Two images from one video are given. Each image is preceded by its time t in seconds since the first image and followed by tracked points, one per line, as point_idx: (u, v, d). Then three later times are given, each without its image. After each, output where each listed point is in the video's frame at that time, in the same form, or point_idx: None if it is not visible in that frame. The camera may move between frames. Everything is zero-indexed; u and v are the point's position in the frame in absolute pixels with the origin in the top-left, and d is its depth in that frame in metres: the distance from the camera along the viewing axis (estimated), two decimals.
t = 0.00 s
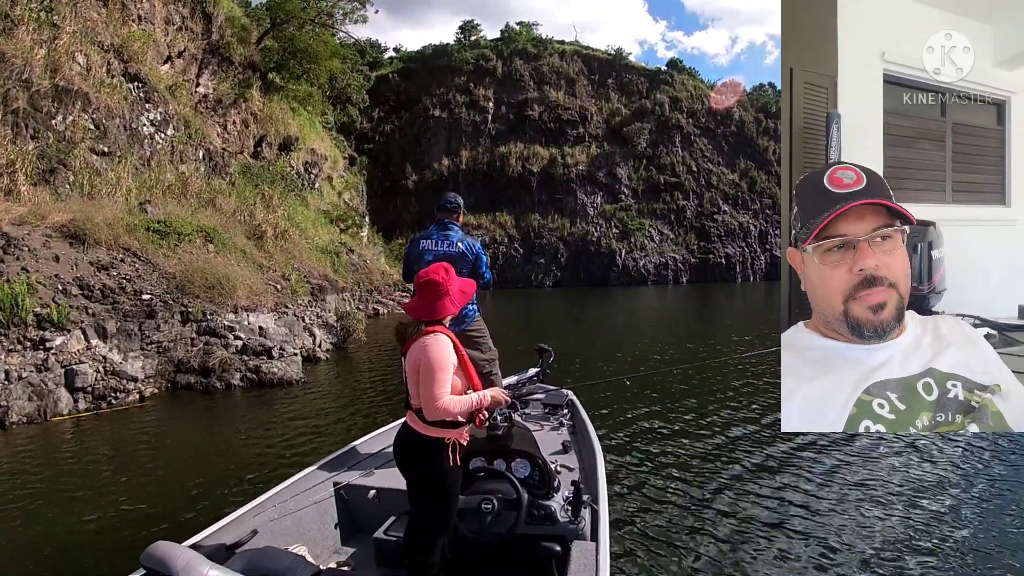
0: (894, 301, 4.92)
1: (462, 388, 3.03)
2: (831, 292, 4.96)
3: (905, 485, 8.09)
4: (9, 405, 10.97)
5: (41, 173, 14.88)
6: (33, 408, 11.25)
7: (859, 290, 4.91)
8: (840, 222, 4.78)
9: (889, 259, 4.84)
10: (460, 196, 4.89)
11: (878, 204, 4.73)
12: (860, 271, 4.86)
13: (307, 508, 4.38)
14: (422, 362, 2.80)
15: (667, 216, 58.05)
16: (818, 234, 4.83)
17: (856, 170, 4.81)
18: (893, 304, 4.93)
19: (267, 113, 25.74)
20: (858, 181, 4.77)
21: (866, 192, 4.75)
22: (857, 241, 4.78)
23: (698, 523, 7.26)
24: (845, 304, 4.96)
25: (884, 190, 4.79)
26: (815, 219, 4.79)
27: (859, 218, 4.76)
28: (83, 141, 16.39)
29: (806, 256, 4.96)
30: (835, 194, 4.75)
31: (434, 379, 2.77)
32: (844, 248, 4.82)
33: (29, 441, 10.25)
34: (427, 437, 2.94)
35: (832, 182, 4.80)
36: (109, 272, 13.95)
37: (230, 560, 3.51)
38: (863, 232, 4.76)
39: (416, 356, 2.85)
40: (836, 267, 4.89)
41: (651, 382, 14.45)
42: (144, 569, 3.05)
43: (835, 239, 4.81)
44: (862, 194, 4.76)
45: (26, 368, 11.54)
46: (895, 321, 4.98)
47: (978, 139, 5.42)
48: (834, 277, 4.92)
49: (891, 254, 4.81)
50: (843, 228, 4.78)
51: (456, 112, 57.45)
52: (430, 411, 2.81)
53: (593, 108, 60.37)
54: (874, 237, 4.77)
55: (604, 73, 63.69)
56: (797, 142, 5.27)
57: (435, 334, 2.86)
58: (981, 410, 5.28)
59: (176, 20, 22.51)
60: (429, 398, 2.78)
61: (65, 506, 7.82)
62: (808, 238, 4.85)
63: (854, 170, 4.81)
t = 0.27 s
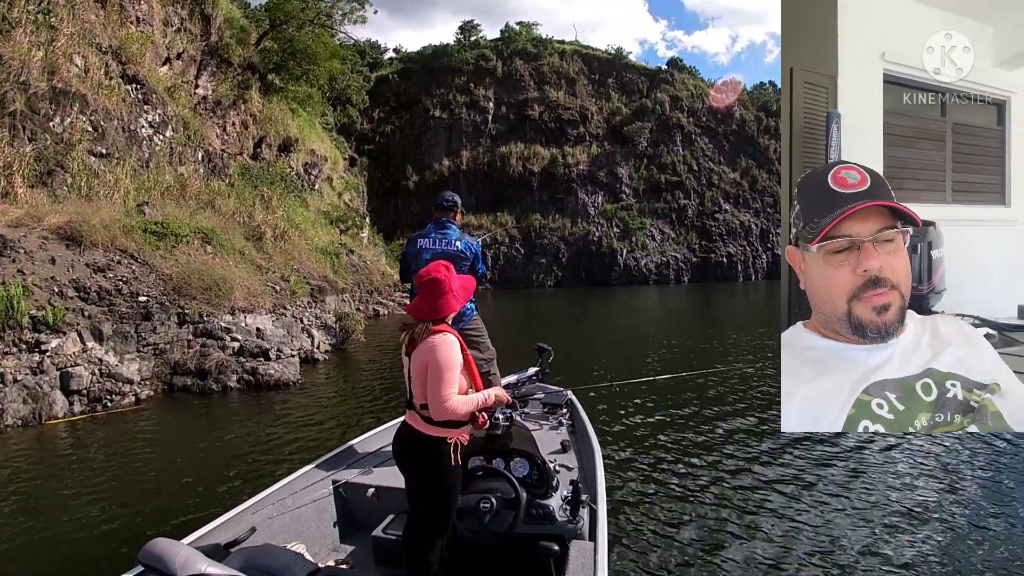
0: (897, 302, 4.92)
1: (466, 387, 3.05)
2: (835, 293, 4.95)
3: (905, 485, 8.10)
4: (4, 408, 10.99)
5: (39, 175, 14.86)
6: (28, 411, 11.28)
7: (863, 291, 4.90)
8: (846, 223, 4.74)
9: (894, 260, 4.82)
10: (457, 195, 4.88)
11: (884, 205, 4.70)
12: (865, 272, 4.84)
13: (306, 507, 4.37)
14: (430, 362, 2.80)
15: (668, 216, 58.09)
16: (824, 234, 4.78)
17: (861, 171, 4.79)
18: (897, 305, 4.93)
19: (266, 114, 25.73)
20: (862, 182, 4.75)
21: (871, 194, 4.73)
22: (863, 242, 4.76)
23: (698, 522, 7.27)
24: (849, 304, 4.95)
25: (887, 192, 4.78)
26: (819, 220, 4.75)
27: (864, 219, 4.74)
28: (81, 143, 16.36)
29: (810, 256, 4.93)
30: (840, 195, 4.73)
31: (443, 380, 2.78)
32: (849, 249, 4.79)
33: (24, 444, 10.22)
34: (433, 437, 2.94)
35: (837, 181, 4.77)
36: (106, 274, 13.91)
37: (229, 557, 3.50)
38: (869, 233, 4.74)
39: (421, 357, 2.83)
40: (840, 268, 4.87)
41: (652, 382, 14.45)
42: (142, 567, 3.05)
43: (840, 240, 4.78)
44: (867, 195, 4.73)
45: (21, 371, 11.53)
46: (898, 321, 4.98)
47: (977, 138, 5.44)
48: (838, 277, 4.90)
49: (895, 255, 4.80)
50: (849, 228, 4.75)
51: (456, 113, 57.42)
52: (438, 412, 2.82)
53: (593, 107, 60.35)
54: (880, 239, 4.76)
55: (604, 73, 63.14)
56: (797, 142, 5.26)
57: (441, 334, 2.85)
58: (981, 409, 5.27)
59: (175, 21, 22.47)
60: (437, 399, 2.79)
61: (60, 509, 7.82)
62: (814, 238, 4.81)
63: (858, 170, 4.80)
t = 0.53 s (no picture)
0: (899, 303, 4.91)
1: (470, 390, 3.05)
2: (837, 292, 4.94)
3: (905, 485, 8.11)
4: None
5: (36, 179, 14.85)
6: (23, 416, 11.26)
7: (864, 290, 4.89)
8: (849, 222, 4.74)
9: (896, 261, 4.82)
10: (455, 194, 4.89)
11: (889, 205, 4.72)
12: (867, 271, 4.84)
13: (306, 507, 4.37)
14: (439, 366, 2.79)
15: (669, 216, 58.09)
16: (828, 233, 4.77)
17: (865, 171, 4.83)
18: (898, 306, 4.92)
19: (265, 116, 25.70)
20: (866, 183, 4.78)
21: (877, 194, 4.76)
22: (865, 241, 4.76)
23: (699, 522, 7.28)
24: (850, 304, 4.94)
25: (891, 193, 4.80)
26: (824, 218, 4.76)
27: (867, 219, 4.74)
28: (79, 146, 16.35)
29: (812, 254, 4.93)
30: (845, 194, 4.75)
31: (451, 385, 2.77)
32: (852, 248, 4.79)
33: (19, 449, 10.20)
34: (437, 440, 2.93)
35: (841, 180, 4.79)
36: (102, 277, 13.89)
37: (230, 557, 3.50)
38: (872, 233, 4.74)
39: (429, 361, 2.82)
40: (842, 267, 4.86)
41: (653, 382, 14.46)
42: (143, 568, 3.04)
43: (843, 239, 4.78)
44: (871, 195, 4.76)
45: (16, 376, 11.50)
46: (899, 322, 4.97)
47: (978, 138, 5.44)
48: (840, 276, 4.89)
49: (898, 256, 4.81)
50: (852, 227, 4.75)
51: (456, 113, 57.40)
52: (446, 416, 2.81)
53: (593, 107, 60.33)
54: (882, 238, 4.76)
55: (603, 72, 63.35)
56: (796, 142, 5.25)
57: (448, 337, 2.84)
58: (980, 408, 5.27)
59: (173, 24, 22.46)
60: (445, 403, 2.79)
61: (56, 515, 7.79)
62: (818, 236, 4.80)
63: (863, 170, 4.83)
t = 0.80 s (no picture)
0: (893, 305, 4.93)
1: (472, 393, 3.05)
2: (831, 289, 4.98)
3: (906, 485, 8.11)
4: None
5: (34, 181, 14.84)
6: (18, 419, 11.18)
7: (859, 289, 4.92)
8: (848, 219, 4.79)
9: (893, 263, 4.86)
10: (460, 196, 4.98)
11: (890, 206, 4.75)
12: (863, 271, 4.88)
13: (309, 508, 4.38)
14: (444, 373, 2.78)
15: (670, 216, 58.11)
16: (826, 228, 4.83)
17: (870, 171, 4.82)
18: (892, 308, 4.93)
19: (265, 117, 25.69)
20: (870, 183, 4.80)
21: (878, 195, 4.78)
22: (863, 240, 4.80)
23: (699, 522, 7.29)
24: (843, 301, 4.97)
25: (895, 197, 4.83)
26: (823, 213, 4.81)
27: (867, 218, 4.79)
28: (77, 147, 16.34)
29: (810, 249, 4.97)
30: (846, 191, 4.77)
31: (454, 392, 2.77)
32: (848, 245, 4.84)
33: (14, 453, 10.15)
34: (438, 443, 2.93)
35: (845, 179, 4.80)
36: (99, 279, 13.88)
37: (232, 561, 3.51)
38: (871, 232, 4.79)
39: (434, 367, 2.81)
40: (839, 264, 4.91)
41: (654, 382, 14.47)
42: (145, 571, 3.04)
43: (841, 236, 4.83)
44: (873, 195, 4.79)
45: (11, 379, 11.46)
46: (891, 324, 4.97)
47: (978, 138, 5.45)
48: (835, 273, 4.94)
49: (894, 257, 4.84)
50: (850, 225, 4.80)
51: (457, 114, 57.40)
52: (449, 423, 2.81)
53: (593, 107, 60.36)
54: (880, 239, 4.80)
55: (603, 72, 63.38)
56: (797, 142, 5.23)
57: (453, 344, 2.82)
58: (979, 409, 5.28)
59: (172, 25, 22.47)
60: (448, 409, 2.78)
61: (49, 521, 7.69)
62: (816, 230, 4.86)
63: (867, 170, 4.83)
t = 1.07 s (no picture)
0: (893, 305, 4.95)
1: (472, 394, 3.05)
2: (834, 287, 4.97)
3: (905, 484, 8.11)
4: None
5: (33, 179, 14.82)
6: (13, 420, 11.16)
7: (861, 289, 4.92)
8: (856, 218, 4.78)
9: (896, 263, 4.87)
10: (462, 197, 4.98)
11: (896, 207, 4.75)
12: (867, 270, 4.88)
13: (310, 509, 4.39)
14: (443, 376, 2.78)
15: (671, 216, 58.08)
16: (833, 224, 4.81)
17: (878, 171, 4.85)
18: (892, 308, 4.96)
19: (266, 116, 25.65)
20: (877, 182, 4.80)
21: (885, 194, 4.78)
22: (869, 239, 4.79)
23: (699, 521, 7.30)
24: (846, 300, 4.97)
25: (901, 196, 4.83)
26: (831, 210, 4.79)
27: (874, 217, 4.77)
28: (76, 146, 16.32)
29: (816, 246, 4.95)
30: (854, 190, 4.77)
31: (454, 394, 2.77)
32: (854, 244, 4.83)
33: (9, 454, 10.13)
34: (438, 443, 2.93)
35: (854, 178, 4.80)
36: (95, 278, 13.86)
37: (232, 562, 3.51)
38: (877, 232, 4.78)
39: (434, 369, 2.81)
40: (843, 262, 4.90)
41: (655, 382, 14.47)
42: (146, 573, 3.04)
43: (847, 234, 4.81)
44: (880, 194, 4.79)
45: (6, 380, 11.43)
46: (891, 325, 5.01)
47: (978, 138, 5.46)
48: (840, 272, 4.93)
49: (898, 258, 4.85)
50: (857, 223, 4.79)
51: (459, 113, 57.38)
52: (449, 425, 2.80)
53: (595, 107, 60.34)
54: (886, 239, 4.80)
55: (604, 72, 63.29)
56: (796, 142, 5.21)
57: (453, 347, 2.81)
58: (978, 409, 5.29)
59: (173, 24, 22.46)
60: (449, 411, 2.78)
61: (41, 523, 7.65)
62: (823, 226, 4.84)
63: (875, 170, 4.86)
